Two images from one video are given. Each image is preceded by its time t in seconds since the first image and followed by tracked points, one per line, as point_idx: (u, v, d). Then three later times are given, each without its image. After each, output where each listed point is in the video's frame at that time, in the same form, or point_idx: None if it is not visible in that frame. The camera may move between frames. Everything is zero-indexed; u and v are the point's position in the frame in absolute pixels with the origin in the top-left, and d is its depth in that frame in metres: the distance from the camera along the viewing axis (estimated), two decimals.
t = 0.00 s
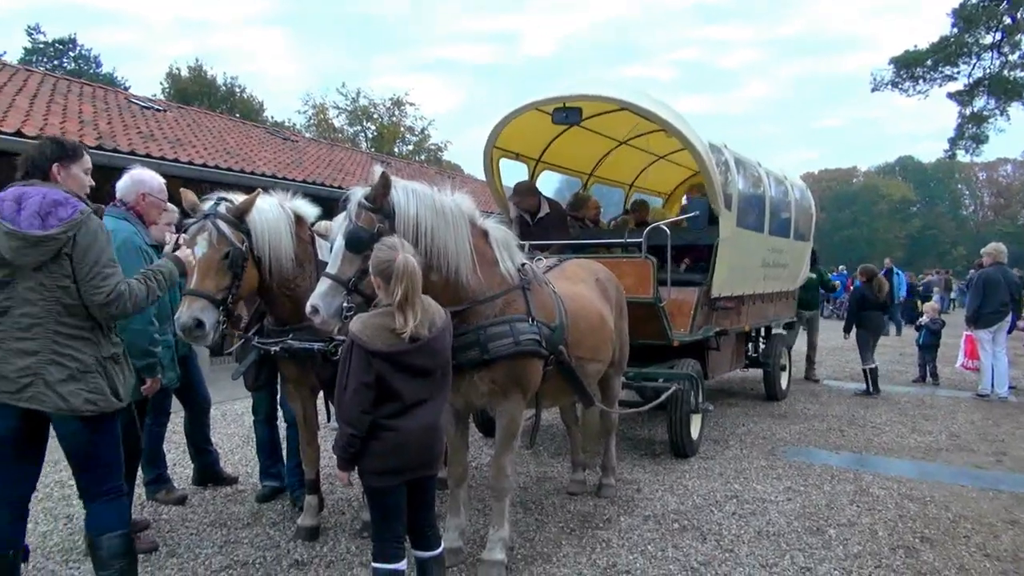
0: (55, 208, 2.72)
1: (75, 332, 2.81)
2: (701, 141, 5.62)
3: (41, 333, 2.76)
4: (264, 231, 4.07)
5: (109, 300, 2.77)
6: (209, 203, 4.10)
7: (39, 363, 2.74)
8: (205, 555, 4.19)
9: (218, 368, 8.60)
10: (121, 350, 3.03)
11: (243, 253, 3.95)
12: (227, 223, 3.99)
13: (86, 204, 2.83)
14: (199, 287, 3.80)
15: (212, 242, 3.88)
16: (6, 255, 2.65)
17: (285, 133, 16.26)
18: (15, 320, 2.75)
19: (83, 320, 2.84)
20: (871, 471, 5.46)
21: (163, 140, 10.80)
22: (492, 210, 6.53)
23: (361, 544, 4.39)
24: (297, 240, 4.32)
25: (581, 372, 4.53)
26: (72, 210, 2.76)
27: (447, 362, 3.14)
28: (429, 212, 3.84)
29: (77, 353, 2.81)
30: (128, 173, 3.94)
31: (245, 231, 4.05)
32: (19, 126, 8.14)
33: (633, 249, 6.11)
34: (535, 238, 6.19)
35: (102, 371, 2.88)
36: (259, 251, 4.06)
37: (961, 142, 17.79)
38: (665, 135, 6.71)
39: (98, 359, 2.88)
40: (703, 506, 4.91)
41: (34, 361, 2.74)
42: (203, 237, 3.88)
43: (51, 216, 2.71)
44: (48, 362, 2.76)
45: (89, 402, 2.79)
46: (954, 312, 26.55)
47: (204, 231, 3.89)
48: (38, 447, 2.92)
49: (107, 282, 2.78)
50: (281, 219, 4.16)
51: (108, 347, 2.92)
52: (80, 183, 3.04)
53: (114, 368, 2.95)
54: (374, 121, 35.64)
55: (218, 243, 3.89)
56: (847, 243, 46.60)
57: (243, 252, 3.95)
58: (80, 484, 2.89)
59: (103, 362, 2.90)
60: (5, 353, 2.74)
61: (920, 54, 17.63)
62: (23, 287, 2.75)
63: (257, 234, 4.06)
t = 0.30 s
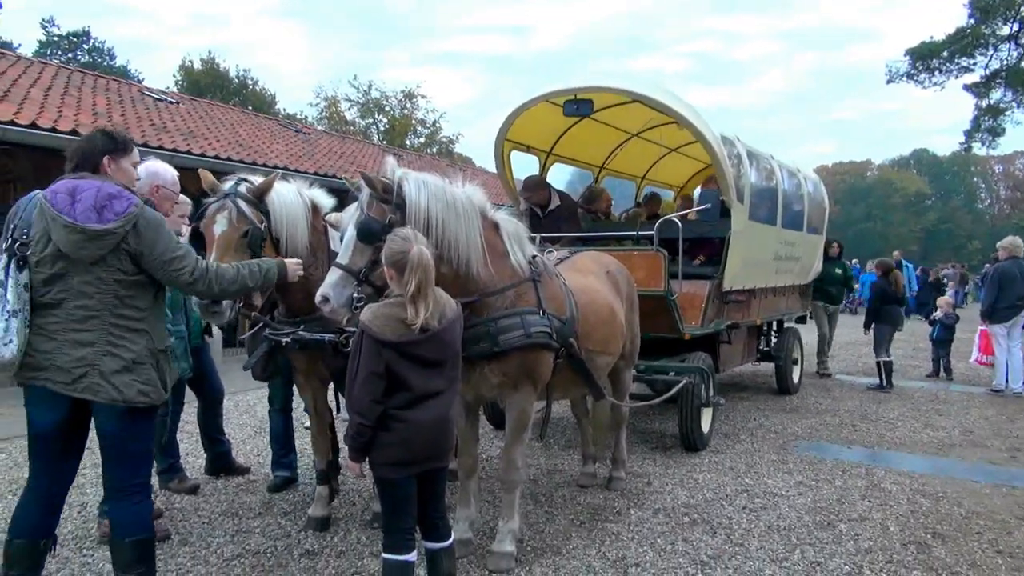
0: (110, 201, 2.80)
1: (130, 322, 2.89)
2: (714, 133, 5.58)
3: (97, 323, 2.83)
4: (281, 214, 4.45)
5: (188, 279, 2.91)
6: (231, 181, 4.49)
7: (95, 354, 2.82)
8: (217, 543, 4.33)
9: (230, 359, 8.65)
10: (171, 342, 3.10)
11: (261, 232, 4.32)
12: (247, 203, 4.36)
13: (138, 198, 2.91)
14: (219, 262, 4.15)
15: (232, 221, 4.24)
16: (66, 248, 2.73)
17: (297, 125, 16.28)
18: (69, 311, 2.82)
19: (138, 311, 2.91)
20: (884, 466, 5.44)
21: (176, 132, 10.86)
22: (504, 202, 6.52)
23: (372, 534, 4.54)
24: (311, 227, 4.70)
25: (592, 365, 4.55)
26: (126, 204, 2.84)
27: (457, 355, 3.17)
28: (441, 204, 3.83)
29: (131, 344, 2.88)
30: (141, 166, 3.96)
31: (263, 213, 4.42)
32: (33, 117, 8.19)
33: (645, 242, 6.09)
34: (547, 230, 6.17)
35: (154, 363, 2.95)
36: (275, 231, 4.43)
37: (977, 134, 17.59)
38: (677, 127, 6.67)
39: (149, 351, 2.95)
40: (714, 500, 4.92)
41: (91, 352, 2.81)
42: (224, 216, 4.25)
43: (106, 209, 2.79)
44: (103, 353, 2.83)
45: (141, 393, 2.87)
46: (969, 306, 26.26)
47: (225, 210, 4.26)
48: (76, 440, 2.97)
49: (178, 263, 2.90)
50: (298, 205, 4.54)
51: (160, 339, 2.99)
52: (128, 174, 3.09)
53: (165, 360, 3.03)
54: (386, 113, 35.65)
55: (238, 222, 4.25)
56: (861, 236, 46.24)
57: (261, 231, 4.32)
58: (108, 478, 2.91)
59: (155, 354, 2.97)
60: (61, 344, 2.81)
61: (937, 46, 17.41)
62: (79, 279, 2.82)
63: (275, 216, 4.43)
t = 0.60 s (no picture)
0: (154, 197, 3.01)
1: (175, 316, 3.11)
2: (725, 129, 5.56)
3: (144, 319, 3.05)
4: (295, 204, 4.77)
5: (234, 270, 3.19)
6: (249, 169, 4.82)
7: (145, 349, 3.03)
8: (229, 536, 4.37)
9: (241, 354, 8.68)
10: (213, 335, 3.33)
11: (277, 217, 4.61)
12: (265, 188, 4.67)
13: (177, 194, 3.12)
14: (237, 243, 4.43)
15: (250, 205, 4.52)
16: (115, 243, 2.92)
17: (309, 121, 16.31)
18: (115, 308, 3.02)
19: (182, 306, 3.14)
20: (895, 464, 5.40)
21: (188, 127, 10.92)
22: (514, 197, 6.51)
23: (381, 528, 4.56)
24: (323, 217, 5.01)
25: (600, 360, 4.61)
26: (168, 200, 3.04)
27: (466, 350, 3.24)
28: (451, 196, 3.95)
29: (177, 338, 3.10)
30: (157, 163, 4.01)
31: (279, 200, 4.74)
32: (47, 112, 8.26)
33: (656, 237, 6.07)
34: (557, 226, 6.17)
35: (198, 356, 3.18)
36: (290, 219, 4.75)
37: (993, 129, 17.43)
38: (689, 122, 6.63)
39: (194, 344, 3.17)
40: (723, 496, 4.92)
41: (141, 348, 3.03)
42: (242, 200, 4.52)
43: (151, 205, 2.99)
44: (153, 348, 3.05)
45: (191, 386, 3.10)
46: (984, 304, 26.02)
47: (243, 194, 4.54)
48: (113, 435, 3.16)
49: (221, 255, 3.16)
50: (312, 196, 4.89)
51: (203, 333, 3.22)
52: (162, 170, 3.34)
53: (207, 353, 3.26)
54: (396, 108, 35.69)
55: (254, 206, 4.53)
56: (874, 232, 45.88)
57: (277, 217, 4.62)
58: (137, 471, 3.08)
59: (199, 347, 3.20)
60: (108, 340, 3.02)
61: (953, 40, 17.23)
62: (123, 275, 3.02)
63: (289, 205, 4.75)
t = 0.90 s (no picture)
0: (167, 193, 3.11)
1: (187, 315, 3.24)
2: (737, 123, 5.44)
3: (157, 317, 3.17)
4: (301, 200, 4.69)
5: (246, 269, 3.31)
6: (254, 164, 4.76)
7: (157, 348, 3.16)
8: (230, 535, 4.31)
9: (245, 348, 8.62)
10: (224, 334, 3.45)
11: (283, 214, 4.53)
12: (270, 184, 4.60)
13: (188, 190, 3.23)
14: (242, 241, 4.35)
15: (254, 202, 4.45)
16: (129, 240, 3.01)
17: (313, 114, 16.22)
18: (127, 306, 3.14)
19: (193, 306, 3.27)
20: (909, 465, 5.30)
21: (192, 120, 10.84)
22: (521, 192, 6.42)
23: (385, 528, 4.49)
24: (328, 213, 4.94)
25: (609, 359, 4.58)
26: (181, 195, 3.13)
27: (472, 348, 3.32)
28: (456, 192, 3.93)
29: (188, 338, 3.23)
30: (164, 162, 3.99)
31: (285, 196, 4.66)
32: (48, 105, 8.18)
33: (665, 233, 5.98)
34: (565, 221, 6.06)
35: (208, 355, 3.31)
36: (296, 216, 4.68)
37: (1009, 124, 17.21)
38: (700, 115, 6.50)
39: (205, 344, 3.30)
40: (733, 497, 4.82)
41: (153, 347, 3.15)
42: (246, 196, 4.45)
43: (164, 201, 3.09)
44: (165, 347, 3.17)
45: (201, 385, 3.23)
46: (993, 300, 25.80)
47: (247, 190, 4.47)
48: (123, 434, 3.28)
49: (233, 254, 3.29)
50: (318, 191, 4.81)
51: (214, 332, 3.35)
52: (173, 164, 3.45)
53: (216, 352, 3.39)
54: (402, 101, 35.58)
55: (259, 203, 4.46)
56: (884, 228, 45.53)
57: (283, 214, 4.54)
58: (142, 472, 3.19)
59: (210, 346, 3.32)
60: (121, 338, 3.14)
61: (971, 33, 16.99)
62: (136, 273, 3.13)
63: (294, 200, 4.67)
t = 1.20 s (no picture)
0: (169, 183, 3.09)
1: (189, 307, 3.22)
2: (752, 111, 5.28)
3: (158, 310, 3.14)
4: (303, 191, 4.55)
5: (249, 256, 3.29)
6: (254, 153, 4.62)
7: (159, 341, 3.13)
8: (230, 533, 4.19)
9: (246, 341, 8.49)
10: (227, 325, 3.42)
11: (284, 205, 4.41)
12: (271, 174, 4.47)
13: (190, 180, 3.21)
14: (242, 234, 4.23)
15: (255, 193, 4.33)
16: (132, 231, 3.00)
17: (314, 102, 16.06)
18: (128, 299, 3.12)
19: (195, 298, 3.24)
20: (929, 465, 5.13)
21: (190, 108, 10.71)
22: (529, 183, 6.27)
23: (388, 527, 4.36)
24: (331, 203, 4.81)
25: (619, 354, 4.48)
26: (183, 185, 3.12)
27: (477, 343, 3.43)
28: (461, 178, 3.87)
29: (190, 331, 3.21)
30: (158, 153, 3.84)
31: (286, 186, 4.52)
32: (43, 92, 8.06)
33: (677, 225, 5.82)
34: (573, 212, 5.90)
35: (211, 348, 3.29)
36: (297, 207, 4.55)
37: None
38: (713, 103, 6.32)
39: (207, 337, 3.27)
40: (747, 497, 4.67)
41: (154, 340, 3.12)
42: (246, 187, 4.33)
43: (166, 191, 3.07)
44: (167, 340, 3.14)
45: (205, 379, 3.20)
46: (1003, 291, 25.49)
47: (248, 180, 4.36)
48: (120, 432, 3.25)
49: (235, 242, 3.28)
50: (320, 182, 4.67)
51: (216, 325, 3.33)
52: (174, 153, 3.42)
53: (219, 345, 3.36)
54: (405, 90, 35.38)
55: (260, 194, 4.34)
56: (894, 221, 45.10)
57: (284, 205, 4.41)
58: (141, 469, 3.16)
59: (212, 339, 3.30)
60: (121, 332, 3.11)
61: (994, 18, 16.66)
62: (136, 265, 3.11)
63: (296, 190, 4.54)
